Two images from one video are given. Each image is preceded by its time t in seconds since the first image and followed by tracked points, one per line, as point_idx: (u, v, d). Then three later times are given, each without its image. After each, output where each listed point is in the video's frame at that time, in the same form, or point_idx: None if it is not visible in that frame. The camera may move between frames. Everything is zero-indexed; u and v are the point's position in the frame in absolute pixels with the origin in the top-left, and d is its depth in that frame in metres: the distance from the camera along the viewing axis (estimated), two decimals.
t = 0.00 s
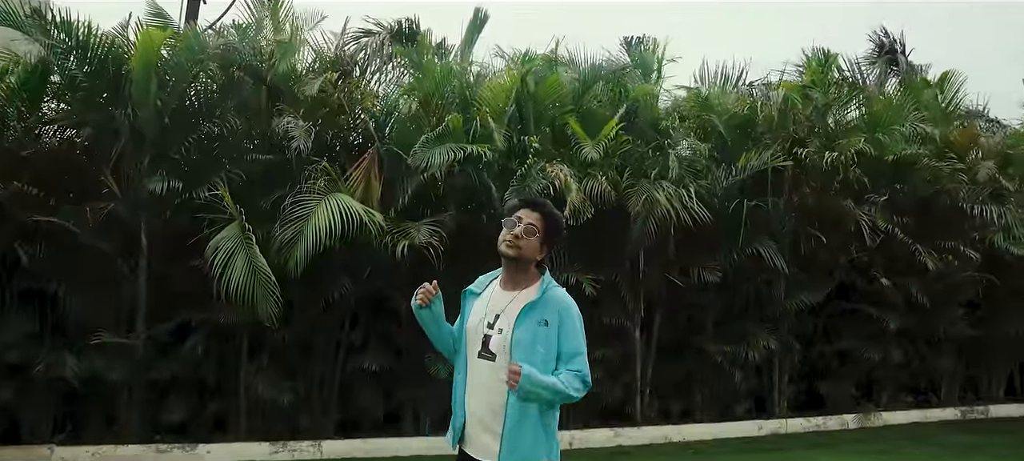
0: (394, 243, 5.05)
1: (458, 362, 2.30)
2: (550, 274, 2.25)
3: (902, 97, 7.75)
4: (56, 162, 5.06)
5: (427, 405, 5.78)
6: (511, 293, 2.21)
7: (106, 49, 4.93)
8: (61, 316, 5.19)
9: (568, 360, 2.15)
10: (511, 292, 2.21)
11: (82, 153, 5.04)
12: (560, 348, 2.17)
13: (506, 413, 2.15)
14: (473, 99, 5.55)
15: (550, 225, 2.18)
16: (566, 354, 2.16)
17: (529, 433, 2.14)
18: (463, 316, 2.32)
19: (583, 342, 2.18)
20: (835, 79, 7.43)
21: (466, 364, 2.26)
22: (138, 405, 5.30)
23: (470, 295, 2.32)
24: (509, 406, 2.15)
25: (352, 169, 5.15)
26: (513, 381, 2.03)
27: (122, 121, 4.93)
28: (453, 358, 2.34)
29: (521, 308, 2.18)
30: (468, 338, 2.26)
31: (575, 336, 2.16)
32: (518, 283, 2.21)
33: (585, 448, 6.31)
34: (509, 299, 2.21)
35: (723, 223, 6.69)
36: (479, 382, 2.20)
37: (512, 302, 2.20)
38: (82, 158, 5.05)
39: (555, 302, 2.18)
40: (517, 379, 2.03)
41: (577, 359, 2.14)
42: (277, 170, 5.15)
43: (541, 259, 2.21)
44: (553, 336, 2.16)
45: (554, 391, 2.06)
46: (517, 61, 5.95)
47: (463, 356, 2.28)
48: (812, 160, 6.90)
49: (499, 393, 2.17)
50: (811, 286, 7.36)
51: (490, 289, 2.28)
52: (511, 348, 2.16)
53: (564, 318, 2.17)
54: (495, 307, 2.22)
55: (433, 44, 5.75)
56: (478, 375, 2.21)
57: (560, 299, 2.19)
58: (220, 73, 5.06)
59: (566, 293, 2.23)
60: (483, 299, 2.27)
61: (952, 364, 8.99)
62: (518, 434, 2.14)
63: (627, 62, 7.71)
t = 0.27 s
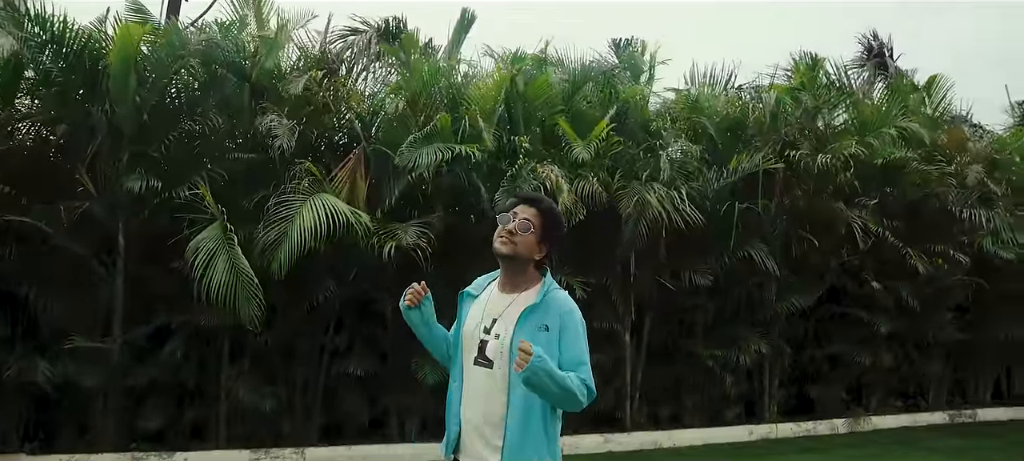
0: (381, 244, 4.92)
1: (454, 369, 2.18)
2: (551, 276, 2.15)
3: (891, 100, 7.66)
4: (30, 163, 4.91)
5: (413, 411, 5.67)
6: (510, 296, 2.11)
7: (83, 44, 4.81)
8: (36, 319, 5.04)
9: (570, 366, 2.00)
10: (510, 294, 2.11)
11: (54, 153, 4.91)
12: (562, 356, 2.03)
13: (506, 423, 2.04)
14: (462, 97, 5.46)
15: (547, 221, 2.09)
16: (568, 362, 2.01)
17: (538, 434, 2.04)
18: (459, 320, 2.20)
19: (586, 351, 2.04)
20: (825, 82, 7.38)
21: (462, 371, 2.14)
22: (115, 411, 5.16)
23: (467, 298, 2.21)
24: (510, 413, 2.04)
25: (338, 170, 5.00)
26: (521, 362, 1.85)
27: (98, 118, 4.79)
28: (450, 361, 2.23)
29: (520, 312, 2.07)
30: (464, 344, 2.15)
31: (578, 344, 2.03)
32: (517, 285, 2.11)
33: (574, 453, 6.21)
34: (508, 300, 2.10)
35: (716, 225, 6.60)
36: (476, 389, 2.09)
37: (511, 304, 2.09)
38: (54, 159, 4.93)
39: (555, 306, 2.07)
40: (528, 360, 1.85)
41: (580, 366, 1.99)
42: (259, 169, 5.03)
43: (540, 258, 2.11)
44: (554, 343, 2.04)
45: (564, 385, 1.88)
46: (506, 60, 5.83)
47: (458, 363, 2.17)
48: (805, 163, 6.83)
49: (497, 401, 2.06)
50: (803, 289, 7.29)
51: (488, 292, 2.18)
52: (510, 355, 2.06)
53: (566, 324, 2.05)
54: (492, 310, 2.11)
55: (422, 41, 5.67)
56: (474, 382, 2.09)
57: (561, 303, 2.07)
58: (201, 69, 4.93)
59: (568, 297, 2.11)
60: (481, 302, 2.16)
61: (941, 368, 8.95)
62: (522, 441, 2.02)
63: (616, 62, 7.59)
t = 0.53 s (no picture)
0: (364, 243, 4.82)
1: (447, 371, 2.07)
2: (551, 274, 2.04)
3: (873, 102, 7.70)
4: None
5: (395, 413, 5.58)
6: (507, 294, 2.01)
7: (54, 34, 4.61)
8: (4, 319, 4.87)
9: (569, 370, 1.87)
10: (507, 293, 2.01)
11: (23, 145, 4.74)
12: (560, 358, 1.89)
13: (496, 423, 1.92)
14: (446, 93, 5.35)
15: (540, 213, 1.98)
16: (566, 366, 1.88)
17: (525, 444, 1.90)
18: (453, 319, 2.12)
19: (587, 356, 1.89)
20: (812, 84, 7.29)
21: (455, 373, 2.03)
22: (87, 414, 5.00)
23: (462, 296, 2.12)
24: (501, 413, 1.92)
25: (319, 167, 4.83)
26: (522, 363, 1.72)
27: (70, 109, 4.64)
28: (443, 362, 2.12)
29: (518, 310, 1.97)
30: (457, 343, 2.05)
31: (578, 347, 1.88)
32: (514, 284, 2.01)
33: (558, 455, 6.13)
34: (504, 299, 2.00)
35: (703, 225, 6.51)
36: (469, 390, 1.97)
37: (508, 303, 1.99)
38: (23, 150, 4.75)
39: (554, 306, 1.94)
40: (528, 363, 1.72)
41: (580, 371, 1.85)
42: (238, 164, 4.93)
43: (536, 255, 2.01)
44: (552, 344, 1.90)
45: (565, 391, 1.75)
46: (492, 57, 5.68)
47: (452, 364, 2.07)
48: (790, 164, 6.81)
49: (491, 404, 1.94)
50: (789, 290, 7.24)
51: (484, 290, 2.08)
52: (504, 355, 1.94)
53: (566, 325, 1.91)
54: (488, 309, 2.02)
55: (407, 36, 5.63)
56: (467, 383, 1.98)
57: (559, 303, 1.94)
58: (179, 63, 4.79)
59: (569, 297, 1.98)
60: (476, 300, 2.07)
61: (924, 369, 8.95)
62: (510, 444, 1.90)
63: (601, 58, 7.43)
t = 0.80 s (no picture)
0: (347, 240, 4.69)
1: (441, 374, 1.98)
2: (551, 272, 1.92)
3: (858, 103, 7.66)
4: None
5: (377, 415, 5.46)
6: (505, 293, 1.90)
7: (20, 21, 4.46)
8: None
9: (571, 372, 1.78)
10: (504, 291, 1.90)
11: None
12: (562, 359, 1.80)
13: (499, 434, 1.82)
14: (430, 89, 5.25)
15: (539, 203, 1.88)
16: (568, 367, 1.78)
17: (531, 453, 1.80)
18: (447, 320, 2.02)
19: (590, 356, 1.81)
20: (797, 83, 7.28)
21: (450, 377, 1.94)
22: (60, 417, 4.85)
23: (457, 295, 2.03)
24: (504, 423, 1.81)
25: (301, 162, 4.68)
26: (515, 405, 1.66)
27: (39, 105, 4.51)
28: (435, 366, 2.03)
29: (516, 309, 1.85)
30: (452, 345, 1.95)
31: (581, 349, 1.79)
32: (512, 281, 1.90)
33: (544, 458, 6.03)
34: (501, 298, 1.89)
35: (691, 225, 6.46)
36: (466, 396, 1.87)
37: (504, 303, 1.88)
38: None
39: (555, 303, 1.84)
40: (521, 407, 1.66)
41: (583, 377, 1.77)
42: (215, 160, 4.78)
43: (533, 249, 1.91)
44: (554, 345, 1.81)
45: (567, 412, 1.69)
46: (478, 54, 5.53)
47: (446, 368, 1.96)
48: (779, 164, 6.73)
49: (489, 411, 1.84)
50: (776, 290, 7.17)
51: (479, 289, 1.98)
52: (501, 360, 1.83)
53: (568, 325, 1.82)
54: (484, 309, 1.90)
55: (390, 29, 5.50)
56: (463, 389, 1.88)
57: (560, 300, 1.85)
58: (155, 54, 4.67)
59: (571, 295, 1.88)
60: (472, 299, 1.96)
61: (910, 370, 8.92)
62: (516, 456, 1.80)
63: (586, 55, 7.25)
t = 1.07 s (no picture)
0: (336, 237, 4.57)
1: (440, 377, 1.91)
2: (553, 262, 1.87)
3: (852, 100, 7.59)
4: None
5: (366, 417, 5.34)
6: (506, 289, 1.84)
7: None
8: None
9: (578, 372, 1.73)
10: (505, 288, 1.85)
11: None
12: (568, 358, 1.74)
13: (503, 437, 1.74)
14: (420, 83, 5.10)
15: (542, 193, 1.83)
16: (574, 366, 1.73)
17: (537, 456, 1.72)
18: (445, 321, 1.95)
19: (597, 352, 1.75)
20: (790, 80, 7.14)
21: (449, 380, 1.87)
22: (38, 420, 4.73)
23: (454, 292, 1.96)
24: (509, 429, 1.73)
25: (287, 157, 4.57)
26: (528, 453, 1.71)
27: (16, 100, 4.38)
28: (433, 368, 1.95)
29: (518, 306, 1.79)
30: (450, 346, 1.88)
31: (587, 347, 1.73)
32: (513, 275, 1.85)
33: None
34: (502, 296, 1.83)
35: (686, 224, 6.35)
36: (466, 401, 1.80)
37: (505, 301, 1.82)
38: None
39: (558, 300, 1.78)
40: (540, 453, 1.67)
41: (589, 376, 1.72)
42: (198, 154, 4.65)
43: (537, 239, 1.86)
44: (559, 343, 1.75)
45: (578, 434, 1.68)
46: (469, 48, 5.44)
47: (444, 371, 1.90)
48: (774, 161, 6.65)
49: (490, 419, 1.77)
50: (771, 290, 7.09)
51: (479, 286, 1.92)
52: (504, 361, 1.77)
53: (573, 322, 1.75)
54: (484, 307, 1.84)
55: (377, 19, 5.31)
56: (463, 393, 1.81)
57: (564, 295, 1.78)
58: (136, 47, 4.52)
59: (574, 289, 1.82)
60: (471, 297, 1.90)
61: (903, 370, 8.87)
62: None
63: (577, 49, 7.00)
